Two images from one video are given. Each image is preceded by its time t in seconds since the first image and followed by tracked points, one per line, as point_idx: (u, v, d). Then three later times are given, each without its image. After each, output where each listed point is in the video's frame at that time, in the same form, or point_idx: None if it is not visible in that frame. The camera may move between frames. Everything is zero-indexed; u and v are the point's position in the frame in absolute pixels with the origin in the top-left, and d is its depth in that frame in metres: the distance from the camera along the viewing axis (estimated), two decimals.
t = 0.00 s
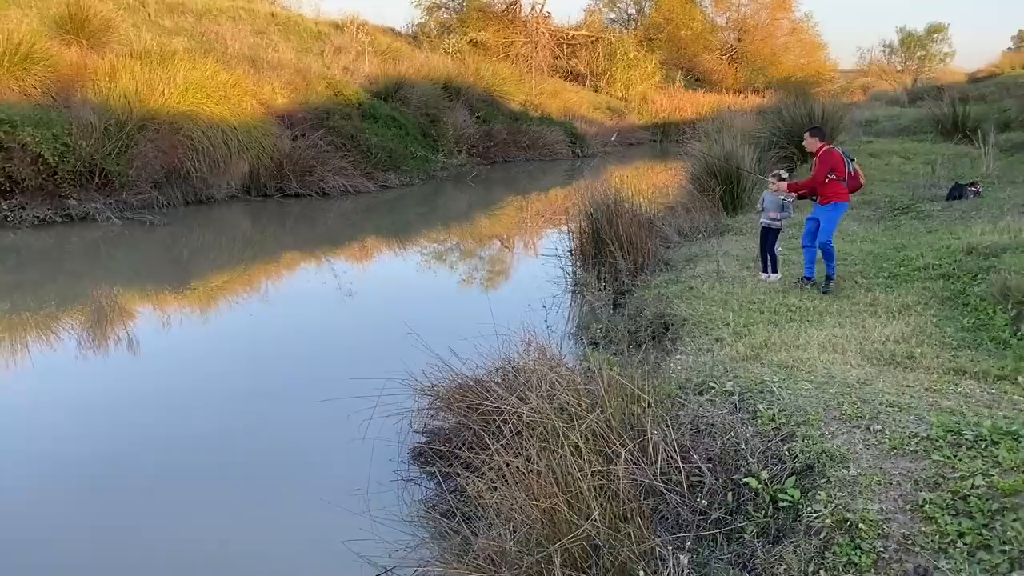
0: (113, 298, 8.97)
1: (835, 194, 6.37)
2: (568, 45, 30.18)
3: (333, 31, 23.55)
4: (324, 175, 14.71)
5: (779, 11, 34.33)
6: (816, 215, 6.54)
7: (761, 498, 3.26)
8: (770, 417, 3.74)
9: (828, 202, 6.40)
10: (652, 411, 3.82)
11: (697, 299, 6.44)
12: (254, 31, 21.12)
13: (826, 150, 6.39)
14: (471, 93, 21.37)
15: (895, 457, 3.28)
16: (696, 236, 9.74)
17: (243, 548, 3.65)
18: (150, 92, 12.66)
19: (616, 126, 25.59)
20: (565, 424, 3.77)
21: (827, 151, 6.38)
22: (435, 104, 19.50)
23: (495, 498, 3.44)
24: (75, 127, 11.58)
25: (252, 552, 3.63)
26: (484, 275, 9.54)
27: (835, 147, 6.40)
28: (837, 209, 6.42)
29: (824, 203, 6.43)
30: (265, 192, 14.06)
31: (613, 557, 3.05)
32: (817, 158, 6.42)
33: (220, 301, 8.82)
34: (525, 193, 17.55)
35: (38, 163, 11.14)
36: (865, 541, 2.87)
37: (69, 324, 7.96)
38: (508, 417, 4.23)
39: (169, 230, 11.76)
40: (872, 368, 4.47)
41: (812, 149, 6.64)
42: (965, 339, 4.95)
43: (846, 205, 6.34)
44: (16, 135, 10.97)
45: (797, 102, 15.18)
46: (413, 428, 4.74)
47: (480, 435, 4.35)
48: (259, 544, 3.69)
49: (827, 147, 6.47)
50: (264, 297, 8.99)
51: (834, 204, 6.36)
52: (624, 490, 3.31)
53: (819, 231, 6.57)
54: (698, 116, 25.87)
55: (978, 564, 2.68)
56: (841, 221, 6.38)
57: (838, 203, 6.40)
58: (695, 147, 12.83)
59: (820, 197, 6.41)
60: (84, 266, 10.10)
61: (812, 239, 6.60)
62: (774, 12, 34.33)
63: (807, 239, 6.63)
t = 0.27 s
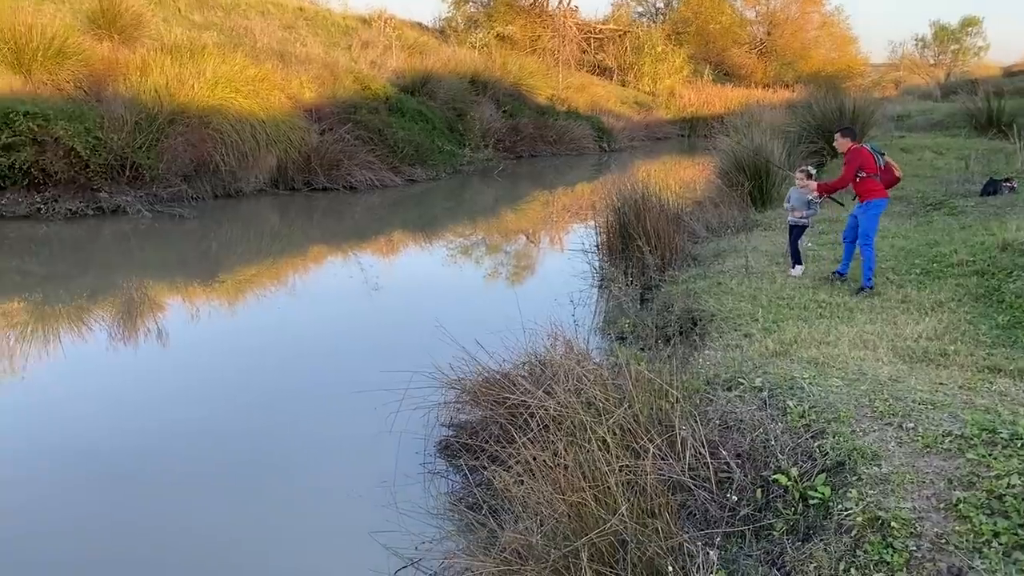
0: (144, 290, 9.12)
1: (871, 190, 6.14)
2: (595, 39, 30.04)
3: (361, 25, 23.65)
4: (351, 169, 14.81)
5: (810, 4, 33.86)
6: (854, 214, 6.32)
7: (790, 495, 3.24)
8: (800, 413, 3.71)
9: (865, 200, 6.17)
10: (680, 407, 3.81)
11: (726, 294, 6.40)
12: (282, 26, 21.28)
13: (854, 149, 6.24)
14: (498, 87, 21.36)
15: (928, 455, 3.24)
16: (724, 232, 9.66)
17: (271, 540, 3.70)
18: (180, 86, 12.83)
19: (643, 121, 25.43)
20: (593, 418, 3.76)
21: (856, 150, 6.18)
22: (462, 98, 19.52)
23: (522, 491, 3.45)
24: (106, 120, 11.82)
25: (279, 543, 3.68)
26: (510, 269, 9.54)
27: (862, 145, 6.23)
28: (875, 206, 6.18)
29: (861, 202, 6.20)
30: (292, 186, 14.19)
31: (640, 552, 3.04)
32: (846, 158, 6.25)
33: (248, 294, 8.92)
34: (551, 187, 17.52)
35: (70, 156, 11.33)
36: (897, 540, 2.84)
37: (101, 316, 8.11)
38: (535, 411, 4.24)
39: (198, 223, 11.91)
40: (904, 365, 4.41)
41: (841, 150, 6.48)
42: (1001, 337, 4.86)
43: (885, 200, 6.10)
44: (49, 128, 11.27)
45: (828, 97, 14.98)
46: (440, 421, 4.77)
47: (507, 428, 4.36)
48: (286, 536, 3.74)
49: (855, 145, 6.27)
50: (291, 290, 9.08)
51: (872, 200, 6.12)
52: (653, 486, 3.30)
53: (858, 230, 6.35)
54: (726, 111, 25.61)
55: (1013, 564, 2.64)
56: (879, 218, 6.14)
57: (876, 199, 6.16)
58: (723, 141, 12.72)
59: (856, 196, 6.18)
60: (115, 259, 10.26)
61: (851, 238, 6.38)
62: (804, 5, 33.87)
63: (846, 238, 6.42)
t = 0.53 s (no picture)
0: (165, 286, 9.22)
1: (899, 190, 6.09)
2: (614, 37, 29.95)
3: (379, 23, 23.74)
4: (370, 167, 14.89)
5: (830, 2, 33.57)
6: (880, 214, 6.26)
7: (809, 495, 3.23)
8: (819, 412, 3.70)
9: (893, 200, 6.12)
10: (699, 405, 3.81)
11: (744, 293, 6.38)
12: (302, 24, 21.39)
13: (879, 150, 6.22)
14: (516, 85, 21.37)
15: (948, 456, 3.22)
16: (743, 230, 9.62)
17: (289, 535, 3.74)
18: (201, 83, 12.97)
19: (661, 119, 25.32)
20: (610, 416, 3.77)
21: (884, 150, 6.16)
22: (480, 96, 19.55)
23: (540, 489, 3.47)
24: (128, 118, 11.97)
25: (298, 539, 3.72)
26: (528, 267, 9.56)
27: (887, 145, 6.21)
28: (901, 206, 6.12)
29: (888, 203, 6.15)
30: (312, 182, 14.28)
31: (657, 550, 3.04)
32: (872, 158, 6.23)
33: (267, 290, 9.01)
34: (569, 185, 17.52)
35: (93, 153, 11.48)
36: (917, 541, 2.83)
37: (123, 311, 8.22)
38: (552, 409, 4.25)
39: (218, 220, 12.02)
40: (924, 365, 4.38)
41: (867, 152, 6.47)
42: None
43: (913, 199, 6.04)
44: (73, 125, 11.39)
45: (849, 95, 14.85)
46: (458, 418, 4.79)
47: (524, 425, 4.38)
48: (305, 531, 3.77)
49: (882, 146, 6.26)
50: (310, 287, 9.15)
51: (900, 200, 6.06)
52: (671, 484, 3.30)
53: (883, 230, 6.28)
54: (746, 109, 25.45)
55: None
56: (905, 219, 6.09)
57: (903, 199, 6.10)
58: (743, 139, 12.65)
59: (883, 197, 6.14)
60: (137, 254, 10.38)
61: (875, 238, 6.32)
62: (825, 3, 33.58)
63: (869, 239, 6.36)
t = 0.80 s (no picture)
0: (176, 284, 9.28)
1: (918, 192, 5.99)
2: (624, 35, 29.92)
3: (390, 22, 23.78)
4: (380, 165, 14.94)
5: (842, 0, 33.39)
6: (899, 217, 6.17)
7: (819, 495, 3.23)
8: (830, 412, 3.69)
9: (911, 202, 6.02)
10: (709, 404, 3.81)
11: (755, 292, 6.37)
12: (313, 22, 21.46)
13: (900, 150, 6.09)
14: (526, 84, 21.37)
15: (959, 456, 3.21)
16: (753, 229, 9.59)
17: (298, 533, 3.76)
18: (213, 82, 13.05)
19: (672, 117, 25.26)
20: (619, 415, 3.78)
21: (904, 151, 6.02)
22: (490, 95, 19.57)
23: (550, 487, 3.48)
24: (140, 116, 12.05)
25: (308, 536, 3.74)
26: (538, 265, 9.57)
27: (909, 145, 6.08)
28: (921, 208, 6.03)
29: (906, 205, 6.06)
30: (322, 181, 14.33)
31: (667, 549, 3.04)
32: (892, 159, 6.11)
33: (277, 289, 9.05)
34: (579, 184, 17.51)
35: (105, 151, 11.55)
36: (927, 541, 2.82)
37: (135, 309, 8.28)
38: (561, 407, 4.26)
39: (229, 218, 12.08)
40: (936, 365, 4.36)
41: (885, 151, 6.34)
42: None
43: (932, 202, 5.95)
44: (85, 124, 11.47)
45: (860, 94, 14.77)
46: (468, 416, 4.82)
47: (534, 423, 4.39)
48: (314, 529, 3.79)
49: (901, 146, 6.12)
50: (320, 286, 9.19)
51: (919, 203, 5.97)
52: (681, 484, 3.30)
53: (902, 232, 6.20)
54: (756, 107, 25.36)
55: None
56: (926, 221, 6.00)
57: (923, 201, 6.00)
58: (754, 138, 12.61)
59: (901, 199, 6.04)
60: (149, 252, 10.45)
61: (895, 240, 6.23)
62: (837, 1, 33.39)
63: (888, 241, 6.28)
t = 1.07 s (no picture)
0: (181, 284, 9.31)
1: (929, 195, 5.99)
2: (628, 36, 29.92)
3: (394, 22, 23.82)
4: (384, 165, 14.96)
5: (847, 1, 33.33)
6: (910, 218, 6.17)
7: (822, 495, 3.23)
8: (833, 413, 3.70)
9: (921, 205, 6.02)
10: (712, 404, 3.81)
11: (758, 293, 6.37)
12: (317, 23, 21.51)
13: (915, 150, 6.06)
14: (530, 84, 21.38)
15: (962, 458, 3.21)
16: (757, 230, 9.59)
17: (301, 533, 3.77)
18: (217, 82, 13.09)
19: (675, 118, 25.24)
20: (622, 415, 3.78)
21: (919, 152, 5.99)
22: (494, 95, 19.59)
23: (553, 487, 3.49)
24: (145, 116, 12.08)
25: (312, 536, 3.76)
26: (542, 266, 9.57)
27: (925, 146, 6.04)
28: (932, 211, 6.03)
29: (917, 207, 6.06)
30: (326, 181, 14.37)
31: (669, 549, 3.05)
32: (907, 159, 6.09)
33: (281, 289, 9.07)
34: (582, 185, 17.51)
35: (110, 151, 11.59)
36: (930, 542, 2.82)
37: (139, 309, 8.31)
38: (563, 408, 4.27)
39: (233, 218, 12.12)
40: (939, 366, 4.36)
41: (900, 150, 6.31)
42: None
43: (942, 207, 5.95)
44: (90, 124, 11.50)
45: (865, 95, 14.74)
46: (471, 416, 4.82)
47: (537, 424, 4.40)
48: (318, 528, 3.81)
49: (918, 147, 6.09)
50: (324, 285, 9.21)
51: (930, 206, 5.97)
52: (683, 484, 3.31)
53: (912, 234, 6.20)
54: (760, 108, 25.33)
55: None
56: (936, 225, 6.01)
57: (933, 204, 6.00)
58: (758, 139, 12.61)
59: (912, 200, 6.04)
60: (153, 252, 10.49)
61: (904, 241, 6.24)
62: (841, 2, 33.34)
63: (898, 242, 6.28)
